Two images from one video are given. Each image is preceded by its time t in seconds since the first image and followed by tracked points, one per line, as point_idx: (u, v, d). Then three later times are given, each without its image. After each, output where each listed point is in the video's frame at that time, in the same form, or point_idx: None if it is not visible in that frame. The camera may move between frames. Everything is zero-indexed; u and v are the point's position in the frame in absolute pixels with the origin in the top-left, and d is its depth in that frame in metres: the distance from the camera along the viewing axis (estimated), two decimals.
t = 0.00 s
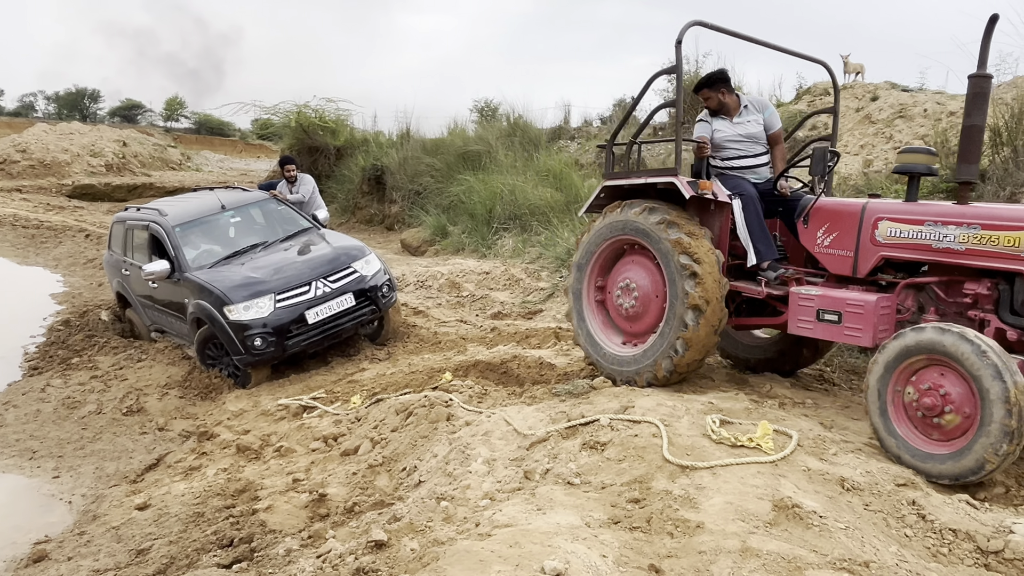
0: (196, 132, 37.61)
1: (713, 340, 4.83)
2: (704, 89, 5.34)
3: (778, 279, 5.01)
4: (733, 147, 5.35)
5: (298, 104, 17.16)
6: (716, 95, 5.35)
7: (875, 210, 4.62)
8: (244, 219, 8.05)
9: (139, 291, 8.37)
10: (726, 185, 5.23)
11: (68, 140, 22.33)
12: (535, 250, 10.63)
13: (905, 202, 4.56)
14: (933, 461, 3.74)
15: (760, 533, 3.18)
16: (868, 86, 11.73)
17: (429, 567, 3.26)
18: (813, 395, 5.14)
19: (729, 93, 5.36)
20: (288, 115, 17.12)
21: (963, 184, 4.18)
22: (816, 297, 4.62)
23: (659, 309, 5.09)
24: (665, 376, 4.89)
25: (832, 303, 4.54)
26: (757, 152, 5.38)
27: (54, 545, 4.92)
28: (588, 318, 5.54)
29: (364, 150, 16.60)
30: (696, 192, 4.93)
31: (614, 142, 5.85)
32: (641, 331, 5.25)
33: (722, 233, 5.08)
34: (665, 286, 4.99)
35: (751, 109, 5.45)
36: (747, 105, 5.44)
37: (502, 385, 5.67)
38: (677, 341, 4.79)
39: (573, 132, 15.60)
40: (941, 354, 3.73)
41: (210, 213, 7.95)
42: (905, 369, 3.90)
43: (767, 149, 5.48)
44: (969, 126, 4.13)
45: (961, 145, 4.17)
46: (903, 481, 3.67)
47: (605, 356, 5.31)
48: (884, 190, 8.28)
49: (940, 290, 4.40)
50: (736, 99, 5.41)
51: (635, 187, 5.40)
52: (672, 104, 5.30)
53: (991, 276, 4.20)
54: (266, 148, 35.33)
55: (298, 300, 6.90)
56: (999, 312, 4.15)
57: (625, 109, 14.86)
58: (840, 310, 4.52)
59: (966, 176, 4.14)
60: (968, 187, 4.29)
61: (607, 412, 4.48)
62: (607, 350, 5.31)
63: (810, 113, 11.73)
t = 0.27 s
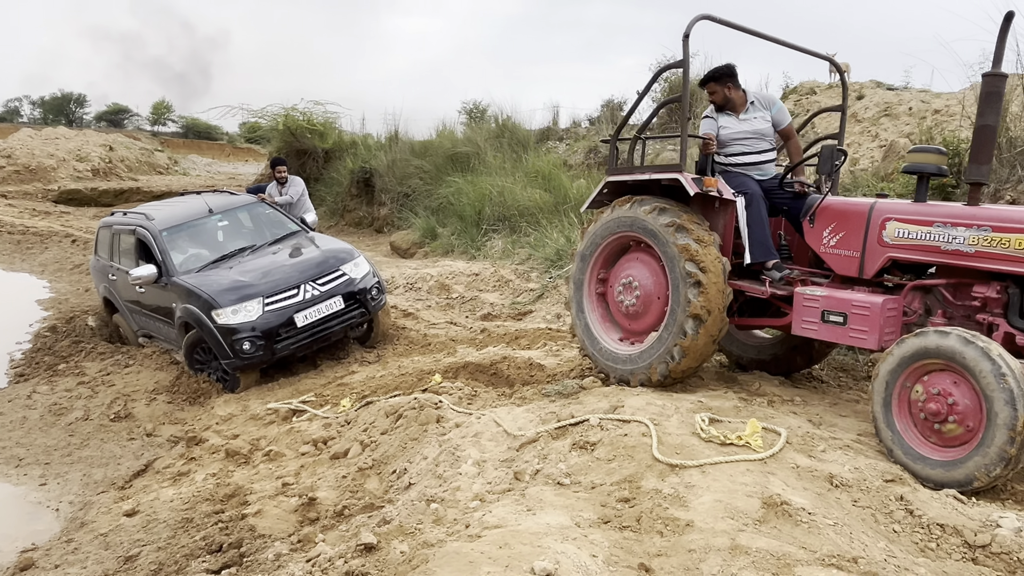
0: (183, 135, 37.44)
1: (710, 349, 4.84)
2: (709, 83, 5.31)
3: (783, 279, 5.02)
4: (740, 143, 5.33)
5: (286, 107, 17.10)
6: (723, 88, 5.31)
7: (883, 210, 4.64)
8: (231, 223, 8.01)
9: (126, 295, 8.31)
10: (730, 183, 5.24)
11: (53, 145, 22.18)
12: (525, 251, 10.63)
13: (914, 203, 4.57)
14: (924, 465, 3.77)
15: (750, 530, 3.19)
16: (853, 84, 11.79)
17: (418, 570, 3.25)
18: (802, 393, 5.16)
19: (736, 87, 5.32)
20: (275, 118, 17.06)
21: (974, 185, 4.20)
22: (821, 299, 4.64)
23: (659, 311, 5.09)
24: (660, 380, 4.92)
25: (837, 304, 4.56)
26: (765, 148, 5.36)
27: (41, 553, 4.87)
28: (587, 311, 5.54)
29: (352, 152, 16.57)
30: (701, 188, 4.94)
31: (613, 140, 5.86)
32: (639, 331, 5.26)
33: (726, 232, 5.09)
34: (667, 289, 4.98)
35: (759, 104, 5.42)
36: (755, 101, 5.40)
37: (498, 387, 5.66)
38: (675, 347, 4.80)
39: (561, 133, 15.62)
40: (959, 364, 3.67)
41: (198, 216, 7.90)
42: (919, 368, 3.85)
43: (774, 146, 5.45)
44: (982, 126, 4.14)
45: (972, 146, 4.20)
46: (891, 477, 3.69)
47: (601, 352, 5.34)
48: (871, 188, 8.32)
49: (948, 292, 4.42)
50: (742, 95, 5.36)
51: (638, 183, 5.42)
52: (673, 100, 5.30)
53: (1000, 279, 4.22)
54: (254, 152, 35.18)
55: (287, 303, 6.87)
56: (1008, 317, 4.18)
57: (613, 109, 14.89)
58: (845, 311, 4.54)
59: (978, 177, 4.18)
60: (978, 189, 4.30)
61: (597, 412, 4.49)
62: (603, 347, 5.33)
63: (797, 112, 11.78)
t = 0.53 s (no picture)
0: (173, 142, 37.30)
1: (700, 348, 4.83)
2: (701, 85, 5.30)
3: (768, 279, 5.05)
4: (728, 147, 5.36)
5: (276, 112, 17.06)
6: (715, 91, 5.29)
7: (865, 209, 4.67)
8: (221, 229, 7.98)
9: (116, 303, 8.26)
10: (713, 185, 5.26)
11: (42, 152, 22.05)
12: (517, 254, 10.63)
13: (895, 201, 4.60)
14: (913, 460, 3.79)
15: (743, 531, 3.19)
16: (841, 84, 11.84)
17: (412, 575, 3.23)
18: (793, 392, 5.17)
19: (728, 91, 5.32)
20: (265, 123, 17.02)
21: (952, 182, 4.23)
22: (805, 297, 4.66)
23: (648, 312, 5.10)
24: (651, 381, 4.92)
25: (822, 303, 4.58)
26: (751, 153, 5.40)
27: (32, 564, 4.83)
28: (576, 317, 5.55)
29: (343, 157, 16.55)
30: (685, 192, 4.97)
31: (600, 143, 5.88)
32: (629, 333, 5.26)
33: (711, 234, 5.12)
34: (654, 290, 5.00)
35: (747, 109, 5.45)
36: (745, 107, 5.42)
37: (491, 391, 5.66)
38: (665, 347, 4.81)
39: (552, 136, 15.64)
40: (938, 356, 3.72)
41: (188, 223, 7.87)
42: (901, 364, 3.91)
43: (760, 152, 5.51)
44: (958, 124, 4.19)
45: (949, 144, 4.23)
46: (882, 475, 3.70)
47: (591, 356, 5.33)
48: (860, 188, 8.37)
49: (930, 289, 4.44)
50: (733, 99, 5.36)
51: (623, 186, 5.44)
52: (659, 103, 5.32)
53: (980, 275, 4.23)
54: (245, 158, 35.09)
55: (278, 309, 6.85)
56: (989, 312, 4.19)
57: (603, 112, 14.92)
58: (830, 310, 4.55)
59: (955, 173, 4.21)
60: (957, 186, 4.33)
61: (590, 415, 4.49)
62: (594, 351, 5.33)
63: (786, 112, 11.83)
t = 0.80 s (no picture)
0: (165, 150, 37.22)
1: (692, 350, 4.84)
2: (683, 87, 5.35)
3: (756, 282, 5.07)
4: (707, 148, 5.38)
5: (268, 119, 17.04)
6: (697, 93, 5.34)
7: (851, 212, 4.70)
8: (214, 238, 7.96)
9: (109, 313, 8.23)
10: (700, 189, 5.27)
11: (33, 162, 21.96)
12: (510, 259, 10.64)
13: (881, 203, 4.64)
14: (907, 460, 3.80)
15: (738, 536, 3.20)
16: (832, 87, 11.89)
17: None
18: (787, 395, 5.19)
19: (710, 93, 5.35)
20: (257, 131, 16.99)
21: (937, 184, 4.27)
22: (794, 300, 4.68)
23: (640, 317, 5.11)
24: (645, 384, 4.92)
25: (811, 305, 4.60)
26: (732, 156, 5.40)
27: None
28: (568, 324, 5.55)
29: (336, 163, 16.54)
30: (674, 198, 4.96)
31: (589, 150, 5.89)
32: (621, 338, 5.27)
33: (700, 239, 5.13)
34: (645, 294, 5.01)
35: (731, 112, 5.45)
36: (725, 110, 5.45)
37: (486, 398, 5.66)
38: (657, 349, 4.81)
39: (545, 141, 15.67)
40: (924, 355, 3.77)
41: (180, 232, 7.85)
42: (889, 366, 3.95)
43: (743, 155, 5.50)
44: (942, 126, 4.23)
45: (933, 146, 4.26)
46: (877, 478, 3.72)
47: (585, 363, 5.33)
48: (851, 190, 8.41)
49: (917, 290, 4.47)
50: (714, 102, 5.39)
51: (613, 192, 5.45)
52: (648, 109, 5.32)
53: (966, 275, 4.26)
54: (238, 165, 35.03)
55: (271, 317, 6.83)
56: (976, 312, 4.20)
57: (595, 116, 14.96)
58: (819, 313, 4.57)
59: (940, 175, 4.25)
60: (941, 188, 4.37)
61: (585, 420, 4.50)
62: (587, 357, 5.32)
63: (777, 115, 11.87)
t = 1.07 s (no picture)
0: (159, 159, 37.18)
1: (688, 356, 4.86)
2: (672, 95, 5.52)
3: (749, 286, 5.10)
4: (695, 153, 5.48)
5: (262, 128, 17.06)
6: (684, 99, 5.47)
7: (844, 217, 4.73)
8: (210, 249, 7.97)
9: (105, 324, 8.22)
10: (693, 196, 5.30)
11: (27, 173, 21.93)
12: (506, 265, 10.66)
13: (873, 209, 4.67)
14: (903, 464, 3.82)
15: (736, 542, 3.21)
16: (824, 90, 11.95)
17: None
18: (784, 399, 5.20)
19: (699, 98, 5.47)
20: (251, 140, 17.01)
21: (928, 189, 4.30)
22: (789, 306, 4.70)
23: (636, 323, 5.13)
24: (642, 391, 4.93)
25: (805, 310, 4.62)
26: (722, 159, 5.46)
27: None
28: (564, 331, 5.57)
29: (330, 171, 16.55)
30: (667, 205, 5.01)
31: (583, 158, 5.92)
32: (618, 345, 5.29)
33: (695, 245, 5.15)
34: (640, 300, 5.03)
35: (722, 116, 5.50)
36: (715, 115, 5.52)
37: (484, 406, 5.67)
38: (653, 356, 4.83)
39: (539, 146, 15.71)
40: (917, 360, 3.80)
41: (176, 243, 7.85)
42: (883, 371, 3.97)
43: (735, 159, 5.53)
44: (932, 133, 4.26)
45: (924, 151, 4.30)
46: (873, 482, 3.73)
47: (582, 370, 5.34)
48: (844, 193, 8.45)
49: (910, 294, 4.49)
50: (705, 107, 5.52)
51: (606, 200, 5.48)
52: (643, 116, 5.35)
53: (958, 279, 4.28)
54: (232, 173, 35.02)
55: (268, 327, 6.83)
56: (969, 315, 4.22)
57: (589, 122, 15.01)
58: (813, 318, 4.58)
59: (932, 181, 4.28)
60: (933, 193, 4.41)
61: (583, 428, 4.51)
62: (584, 364, 5.34)
63: (770, 119, 11.93)
